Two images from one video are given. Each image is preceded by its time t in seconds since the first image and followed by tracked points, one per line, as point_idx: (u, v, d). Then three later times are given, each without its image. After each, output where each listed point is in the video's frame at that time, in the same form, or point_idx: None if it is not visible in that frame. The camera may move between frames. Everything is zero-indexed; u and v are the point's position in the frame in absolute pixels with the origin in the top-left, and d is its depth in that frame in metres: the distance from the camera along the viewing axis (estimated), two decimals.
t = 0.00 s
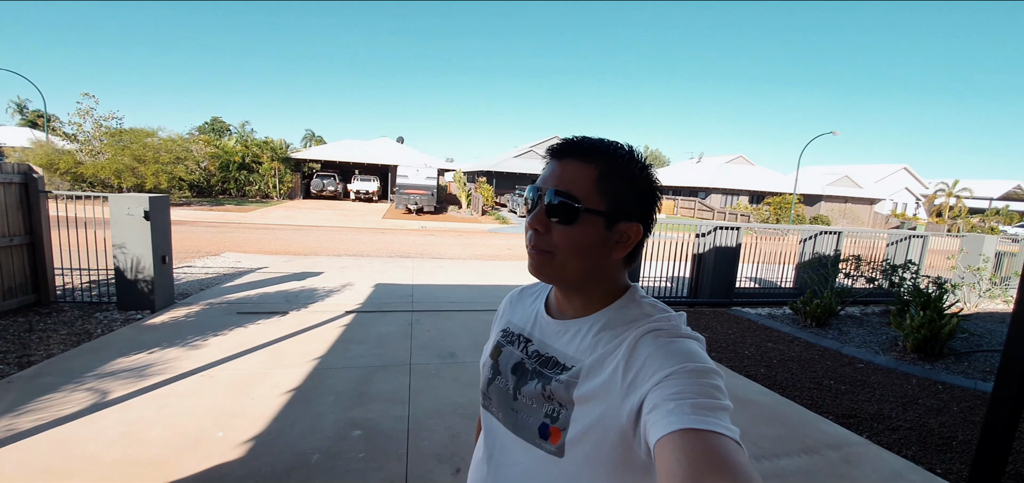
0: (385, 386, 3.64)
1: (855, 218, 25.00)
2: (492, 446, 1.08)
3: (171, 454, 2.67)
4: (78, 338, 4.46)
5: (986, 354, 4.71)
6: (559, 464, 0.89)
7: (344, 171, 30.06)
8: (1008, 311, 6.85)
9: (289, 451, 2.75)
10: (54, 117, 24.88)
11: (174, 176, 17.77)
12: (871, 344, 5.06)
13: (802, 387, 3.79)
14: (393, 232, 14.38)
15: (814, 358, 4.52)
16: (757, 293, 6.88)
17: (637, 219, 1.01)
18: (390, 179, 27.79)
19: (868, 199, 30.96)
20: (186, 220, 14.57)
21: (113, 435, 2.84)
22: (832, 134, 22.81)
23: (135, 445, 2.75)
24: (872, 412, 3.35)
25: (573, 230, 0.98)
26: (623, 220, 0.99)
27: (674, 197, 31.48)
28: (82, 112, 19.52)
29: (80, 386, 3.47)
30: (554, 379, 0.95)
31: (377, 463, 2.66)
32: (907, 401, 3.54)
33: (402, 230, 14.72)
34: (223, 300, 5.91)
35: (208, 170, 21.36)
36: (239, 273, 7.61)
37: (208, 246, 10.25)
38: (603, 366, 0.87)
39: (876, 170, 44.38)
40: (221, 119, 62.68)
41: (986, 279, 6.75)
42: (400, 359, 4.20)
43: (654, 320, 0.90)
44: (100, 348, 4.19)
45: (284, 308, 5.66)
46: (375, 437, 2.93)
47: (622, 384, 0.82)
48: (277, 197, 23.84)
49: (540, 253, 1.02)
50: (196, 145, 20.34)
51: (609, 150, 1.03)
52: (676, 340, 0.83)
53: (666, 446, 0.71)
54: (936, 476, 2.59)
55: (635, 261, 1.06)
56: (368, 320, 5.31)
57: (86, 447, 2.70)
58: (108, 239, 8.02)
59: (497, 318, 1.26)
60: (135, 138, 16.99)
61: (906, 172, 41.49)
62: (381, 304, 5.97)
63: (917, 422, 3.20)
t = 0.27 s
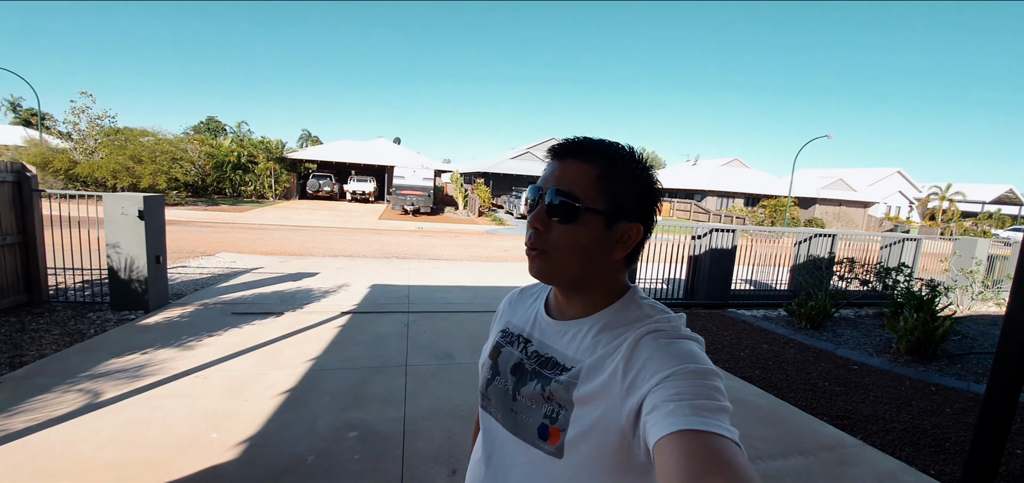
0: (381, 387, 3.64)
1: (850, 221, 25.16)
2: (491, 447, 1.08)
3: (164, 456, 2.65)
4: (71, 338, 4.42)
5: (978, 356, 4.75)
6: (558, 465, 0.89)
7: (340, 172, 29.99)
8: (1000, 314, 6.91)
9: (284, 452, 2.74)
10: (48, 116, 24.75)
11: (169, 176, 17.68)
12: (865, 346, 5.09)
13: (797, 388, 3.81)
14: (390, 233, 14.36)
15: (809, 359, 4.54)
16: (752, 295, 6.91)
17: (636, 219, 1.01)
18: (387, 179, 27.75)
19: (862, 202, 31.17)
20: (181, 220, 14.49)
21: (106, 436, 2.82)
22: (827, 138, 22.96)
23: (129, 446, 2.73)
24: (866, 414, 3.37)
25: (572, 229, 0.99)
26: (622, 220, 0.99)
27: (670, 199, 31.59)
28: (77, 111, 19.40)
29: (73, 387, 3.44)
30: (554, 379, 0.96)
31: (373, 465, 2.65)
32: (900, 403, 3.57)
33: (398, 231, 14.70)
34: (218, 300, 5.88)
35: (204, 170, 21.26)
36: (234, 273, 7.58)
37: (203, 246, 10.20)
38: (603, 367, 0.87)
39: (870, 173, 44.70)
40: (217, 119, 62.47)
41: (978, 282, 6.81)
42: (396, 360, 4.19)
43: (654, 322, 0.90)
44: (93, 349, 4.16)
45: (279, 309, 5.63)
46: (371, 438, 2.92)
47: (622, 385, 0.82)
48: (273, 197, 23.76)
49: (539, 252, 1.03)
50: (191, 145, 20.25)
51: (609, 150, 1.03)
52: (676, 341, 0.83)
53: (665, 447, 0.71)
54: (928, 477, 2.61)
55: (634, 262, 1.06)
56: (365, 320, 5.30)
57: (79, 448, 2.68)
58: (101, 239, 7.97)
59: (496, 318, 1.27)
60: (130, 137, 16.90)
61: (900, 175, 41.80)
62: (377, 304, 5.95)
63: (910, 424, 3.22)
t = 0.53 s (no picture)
0: (382, 386, 3.64)
1: (850, 216, 25.13)
2: (491, 447, 1.08)
3: (165, 457, 2.65)
4: (72, 341, 4.42)
5: (979, 350, 4.75)
6: (558, 465, 0.89)
7: (340, 172, 29.97)
8: (1001, 308, 6.91)
9: (285, 452, 2.74)
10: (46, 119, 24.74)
11: (168, 177, 17.68)
12: (865, 341, 5.09)
13: (797, 384, 3.81)
14: (390, 232, 14.36)
15: (809, 355, 4.55)
16: (752, 291, 6.91)
17: (639, 215, 1.04)
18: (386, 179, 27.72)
19: (862, 197, 31.15)
20: (180, 221, 14.49)
21: (107, 438, 2.82)
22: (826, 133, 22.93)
23: (129, 448, 2.73)
24: (866, 409, 3.37)
25: (587, 228, 0.98)
26: (630, 216, 1.02)
27: (669, 196, 31.58)
28: (76, 113, 19.40)
29: (74, 389, 3.44)
30: (553, 379, 0.95)
31: (374, 465, 2.65)
32: (901, 397, 3.57)
33: (398, 231, 14.70)
34: (218, 301, 5.88)
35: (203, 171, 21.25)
36: (234, 274, 7.58)
37: (203, 247, 10.20)
38: (602, 367, 0.87)
39: (870, 168, 44.66)
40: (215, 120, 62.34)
41: (978, 276, 6.81)
42: (397, 359, 4.19)
43: (652, 320, 0.90)
44: (94, 351, 4.16)
45: (280, 309, 5.63)
46: (371, 437, 2.92)
47: (620, 384, 0.82)
48: (273, 198, 23.76)
49: (552, 253, 1.00)
50: (190, 146, 20.24)
51: (612, 149, 1.05)
52: (675, 340, 0.83)
53: (664, 446, 0.71)
54: (929, 471, 2.61)
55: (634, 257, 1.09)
56: (365, 320, 5.30)
57: (80, 450, 2.68)
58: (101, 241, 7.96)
59: (495, 318, 1.26)
60: (129, 138, 16.89)
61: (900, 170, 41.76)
62: (378, 304, 5.96)
63: (911, 418, 3.22)
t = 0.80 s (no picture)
0: (384, 385, 3.64)
1: (855, 219, 24.98)
2: (490, 446, 1.08)
3: (168, 453, 2.66)
4: (77, 337, 4.45)
5: (985, 355, 4.71)
6: (558, 464, 0.88)
7: (344, 171, 30.07)
8: (1008, 313, 6.85)
9: (286, 450, 2.74)
10: (55, 117, 24.95)
11: (175, 176, 17.80)
12: (870, 345, 5.06)
13: (801, 387, 3.79)
14: (393, 232, 14.39)
15: (813, 358, 4.52)
16: (756, 293, 6.88)
17: (640, 213, 1.09)
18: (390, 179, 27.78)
19: (868, 201, 30.96)
20: (186, 220, 14.57)
21: (110, 434, 2.83)
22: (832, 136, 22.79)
23: (133, 444, 2.74)
24: (870, 413, 3.35)
25: (608, 227, 0.98)
26: (635, 214, 1.06)
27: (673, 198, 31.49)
28: (84, 112, 19.55)
29: (78, 385, 3.46)
30: (552, 378, 0.95)
31: (375, 463, 2.65)
32: (906, 402, 3.54)
33: (402, 230, 14.73)
34: (222, 299, 5.91)
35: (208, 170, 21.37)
36: (238, 272, 7.62)
37: (207, 245, 10.25)
38: (602, 366, 0.86)
39: (876, 171, 44.37)
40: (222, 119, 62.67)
41: (985, 281, 6.76)
42: (399, 359, 4.20)
43: (653, 320, 0.90)
44: (99, 347, 4.19)
45: (283, 308, 5.65)
46: (373, 436, 2.93)
47: (621, 384, 0.82)
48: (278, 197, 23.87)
49: (575, 255, 0.97)
50: (196, 145, 20.36)
51: (614, 149, 1.08)
52: (675, 339, 0.83)
53: (665, 446, 0.71)
54: (934, 477, 2.58)
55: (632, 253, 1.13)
56: (368, 319, 5.31)
57: (84, 446, 2.69)
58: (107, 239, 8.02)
59: (495, 317, 1.26)
60: (136, 137, 17.01)
61: (906, 173, 41.48)
62: (381, 303, 5.97)
63: (915, 423, 3.20)
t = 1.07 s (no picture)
0: (387, 389, 3.64)
1: (858, 218, 24.90)
2: (491, 448, 1.07)
3: (171, 460, 2.66)
4: (81, 344, 4.47)
5: (990, 353, 4.68)
6: (559, 466, 0.88)
7: (346, 176, 30.16)
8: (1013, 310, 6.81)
9: (289, 455, 2.74)
10: (59, 125, 25.12)
11: (178, 182, 17.90)
12: (875, 344, 5.03)
13: (805, 388, 3.77)
14: (395, 236, 14.41)
15: (816, 358, 4.50)
16: (759, 293, 6.86)
17: (639, 214, 1.09)
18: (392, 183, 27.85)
19: (870, 199, 30.86)
20: (189, 226, 14.64)
21: (114, 441, 2.84)
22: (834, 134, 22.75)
23: (136, 451, 2.74)
24: (875, 413, 3.33)
25: (606, 229, 0.98)
26: (633, 215, 1.06)
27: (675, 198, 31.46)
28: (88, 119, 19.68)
29: (82, 391, 3.47)
30: (553, 380, 0.95)
31: (378, 468, 2.65)
32: (911, 401, 3.52)
33: (404, 234, 14.76)
34: (225, 305, 5.92)
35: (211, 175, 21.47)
36: (241, 278, 7.64)
37: (210, 250, 10.29)
38: (602, 367, 0.86)
39: (879, 170, 44.24)
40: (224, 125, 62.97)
41: (989, 278, 6.73)
42: (402, 362, 4.20)
43: (652, 321, 0.90)
44: (103, 354, 4.20)
45: (286, 313, 5.66)
46: (376, 440, 2.92)
47: (620, 385, 0.81)
48: (280, 202, 23.95)
49: (573, 257, 0.97)
50: (198, 151, 20.47)
51: (612, 151, 1.08)
52: (675, 340, 0.83)
53: (665, 446, 0.70)
54: (940, 476, 2.56)
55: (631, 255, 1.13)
56: (370, 323, 5.31)
57: (88, 453, 2.70)
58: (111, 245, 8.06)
59: (496, 320, 1.26)
60: (139, 144, 17.13)
61: (909, 171, 41.34)
62: (383, 307, 5.97)
63: (921, 423, 3.17)
